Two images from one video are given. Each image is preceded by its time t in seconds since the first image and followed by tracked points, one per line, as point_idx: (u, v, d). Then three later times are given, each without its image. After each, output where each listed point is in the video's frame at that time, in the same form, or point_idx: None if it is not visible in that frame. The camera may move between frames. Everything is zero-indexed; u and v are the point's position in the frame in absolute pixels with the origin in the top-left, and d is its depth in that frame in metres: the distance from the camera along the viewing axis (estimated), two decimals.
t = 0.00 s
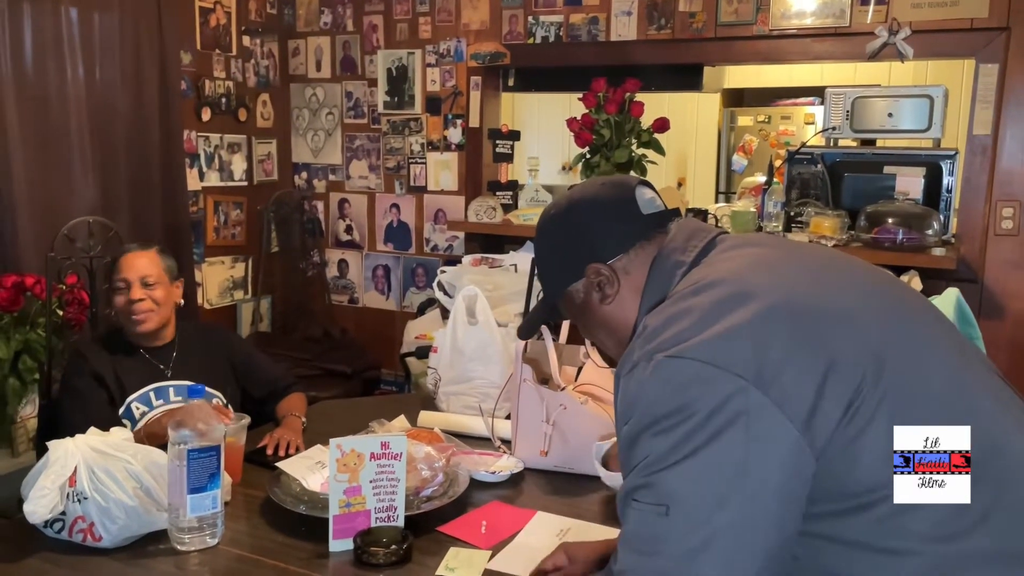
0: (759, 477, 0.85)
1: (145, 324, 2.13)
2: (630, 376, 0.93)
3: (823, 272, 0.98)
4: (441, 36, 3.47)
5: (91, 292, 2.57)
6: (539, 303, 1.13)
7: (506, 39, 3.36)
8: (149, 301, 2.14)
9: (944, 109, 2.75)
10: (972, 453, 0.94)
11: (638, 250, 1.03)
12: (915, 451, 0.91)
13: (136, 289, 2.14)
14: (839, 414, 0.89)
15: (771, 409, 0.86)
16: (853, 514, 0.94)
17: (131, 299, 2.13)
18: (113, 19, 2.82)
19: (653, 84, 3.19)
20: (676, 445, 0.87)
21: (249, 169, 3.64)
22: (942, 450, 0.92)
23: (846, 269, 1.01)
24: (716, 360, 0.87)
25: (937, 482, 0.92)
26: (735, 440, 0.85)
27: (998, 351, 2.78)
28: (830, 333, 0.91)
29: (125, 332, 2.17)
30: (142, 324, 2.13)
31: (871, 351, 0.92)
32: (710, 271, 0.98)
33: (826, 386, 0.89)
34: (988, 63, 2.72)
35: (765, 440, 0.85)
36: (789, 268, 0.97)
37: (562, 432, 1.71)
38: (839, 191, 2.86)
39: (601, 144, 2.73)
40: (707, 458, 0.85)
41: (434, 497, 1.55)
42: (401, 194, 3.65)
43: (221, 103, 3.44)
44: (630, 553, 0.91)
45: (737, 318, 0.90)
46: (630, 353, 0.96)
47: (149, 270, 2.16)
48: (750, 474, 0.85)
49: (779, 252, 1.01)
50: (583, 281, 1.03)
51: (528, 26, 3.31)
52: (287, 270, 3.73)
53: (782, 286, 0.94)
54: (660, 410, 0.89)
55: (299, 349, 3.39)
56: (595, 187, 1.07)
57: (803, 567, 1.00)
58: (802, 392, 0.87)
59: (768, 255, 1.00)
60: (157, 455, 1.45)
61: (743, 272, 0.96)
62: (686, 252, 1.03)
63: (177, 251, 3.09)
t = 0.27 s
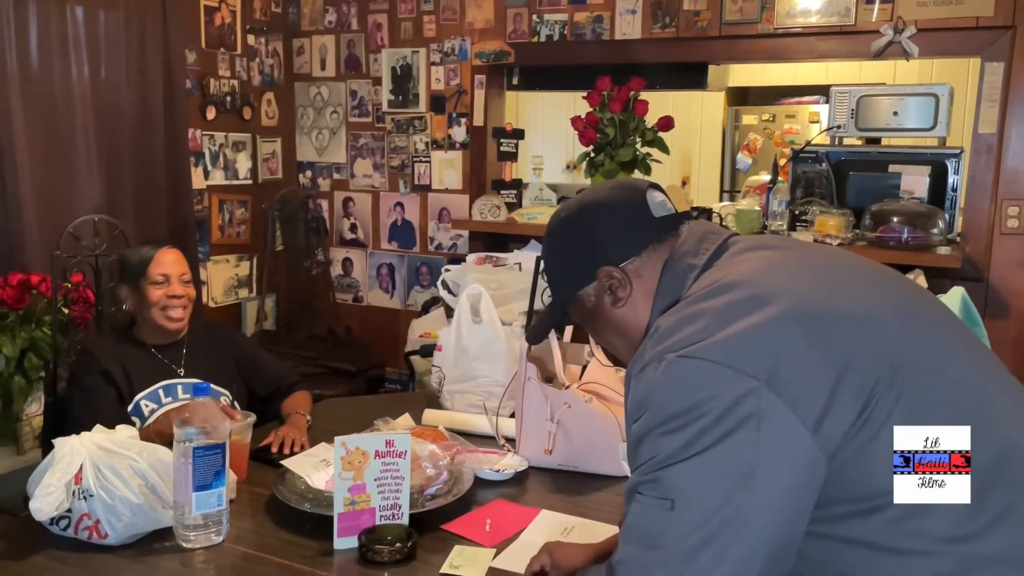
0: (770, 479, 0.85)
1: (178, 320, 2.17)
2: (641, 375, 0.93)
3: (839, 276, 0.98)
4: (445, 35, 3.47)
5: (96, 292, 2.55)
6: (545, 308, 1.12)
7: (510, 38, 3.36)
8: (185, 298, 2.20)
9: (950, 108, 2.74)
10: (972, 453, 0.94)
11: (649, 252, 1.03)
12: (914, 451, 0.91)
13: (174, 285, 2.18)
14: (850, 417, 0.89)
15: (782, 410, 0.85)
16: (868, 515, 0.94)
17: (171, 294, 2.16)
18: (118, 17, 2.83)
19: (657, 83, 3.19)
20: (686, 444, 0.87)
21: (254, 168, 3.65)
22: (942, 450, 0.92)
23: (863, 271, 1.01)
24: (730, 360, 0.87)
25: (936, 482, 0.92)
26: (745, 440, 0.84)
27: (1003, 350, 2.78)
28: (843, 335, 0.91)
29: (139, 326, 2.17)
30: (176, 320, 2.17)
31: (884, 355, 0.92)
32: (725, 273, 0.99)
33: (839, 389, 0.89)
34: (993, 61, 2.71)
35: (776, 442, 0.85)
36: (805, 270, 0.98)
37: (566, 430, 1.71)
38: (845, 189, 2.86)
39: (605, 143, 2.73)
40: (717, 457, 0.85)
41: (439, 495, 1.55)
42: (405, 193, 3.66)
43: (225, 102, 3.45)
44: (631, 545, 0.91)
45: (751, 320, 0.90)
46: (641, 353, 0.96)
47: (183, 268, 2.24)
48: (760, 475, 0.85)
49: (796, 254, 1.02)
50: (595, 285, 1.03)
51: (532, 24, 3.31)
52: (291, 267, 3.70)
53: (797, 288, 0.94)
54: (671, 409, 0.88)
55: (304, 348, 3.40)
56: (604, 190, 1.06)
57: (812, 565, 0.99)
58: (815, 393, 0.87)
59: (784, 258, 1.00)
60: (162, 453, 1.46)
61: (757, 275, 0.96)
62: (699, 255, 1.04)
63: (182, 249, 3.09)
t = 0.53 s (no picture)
0: (779, 479, 0.84)
1: (187, 318, 2.17)
2: (654, 372, 0.93)
3: (858, 279, 0.98)
4: (450, 33, 3.47)
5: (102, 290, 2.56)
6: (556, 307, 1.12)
7: (515, 36, 3.36)
8: (195, 295, 2.20)
9: (956, 106, 2.73)
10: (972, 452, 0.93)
11: (663, 253, 1.02)
12: (914, 451, 0.91)
13: (185, 282, 2.19)
14: (864, 420, 0.89)
15: (795, 411, 0.85)
16: (879, 517, 0.95)
17: (181, 291, 2.16)
18: (124, 15, 2.84)
19: (663, 81, 3.19)
20: (696, 441, 0.87)
21: (259, 166, 3.65)
22: (941, 450, 0.91)
23: (882, 274, 1.01)
24: (744, 361, 0.87)
25: (936, 482, 0.92)
26: (755, 440, 0.84)
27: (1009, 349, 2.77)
28: (859, 338, 0.91)
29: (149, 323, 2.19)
30: (185, 317, 2.17)
31: (899, 358, 0.91)
32: (742, 275, 0.99)
33: (853, 391, 0.89)
34: (1000, 60, 2.70)
35: (787, 443, 0.84)
36: (823, 273, 0.98)
37: (571, 428, 1.71)
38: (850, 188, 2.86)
39: (610, 141, 2.72)
40: (726, 456, 0.85)
41: (444, 493, 1.56)
42: (410, 191, 3.66)
43: (231, 100, 3.45)
44: (633, 537, 0.91)
45: (768, 321, 0.90)
46: (654, 351, 0.96)
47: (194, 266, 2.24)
48: (769, 475, 0.84)
49: (814, 257, 1.02)
50: (607, 285, 1.03)
51: (537, 23, 3.30)
52: (297, 267, 3.69)
53: (815, 290, 0.94)
54: (683, 407, 0.88)
55: (309, 346, 3.41)
56: (615, 189, 1.06)
57: (824, 565, 0.99)
58: (828, 395, 0.87)
59: (802, 261, 1.00)
60: (168, 450, 1.47)
61: (776, 278, 0.96)
62: (713, 255, 1.04)
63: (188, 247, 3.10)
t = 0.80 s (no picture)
0: (798, 486, 0.84)
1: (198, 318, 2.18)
2: (669, 380, 0.93)
3: (869, 283, 0.98)
4: (455, 33, 3.47)
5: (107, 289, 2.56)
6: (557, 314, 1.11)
7: (520, 36, 3.36)
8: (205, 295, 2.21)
9: (961, 105, 2.73)
10: (972, 453, 0.93)
11: (669, 257, 1.02)
12: (915, 451, 0.90)
13: (196, 282, 2.20)
14: (882, 425, 0.89)
15: (812, 417, 0.85)
16: (893, 520, 0.94)
17: (192, 291, 2.17)
18: (130, 15, 2.84)
19: (667, 81, 3.18)
20: (714, 450, 0.87)
21: (264, 166, 3.66)
22: (942, 450, 0.91)
23: (892, 277, 1.01)
24: (759, 367, 0.87)
25: (937, 482, 0.92)
26: (774, 447, 0.84)
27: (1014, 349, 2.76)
28: (874, 343, 0.90)
29: (156, 322, 2.19)
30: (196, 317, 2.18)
31: (914, 361, 0.91)
32: (752, 280, 0.99)
33: (870, 397, 0.88)
34: (1005, 59, 2.70)
35: (806, 449, 0.84)
36: (834, 277, 0.97)
37: (575, 428, 1.71)
38: (855, 188, 2.84)
39: (615, 141, 2.72)
40: (745, 463, 0.85)
41: (448, 494, 1.56)
42: (414, 191, 3.66)
43: (236, 100, 3.45)
44: (654, 545, 0.92)
45: (783, 327, 0.90)
46: (668, 359, 0.96)
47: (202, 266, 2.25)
48: (788, 481, 0.84)
49: (823, 261, 1.02)
50: (612, 291, 1.02)
51: (541, 22, 3.30)
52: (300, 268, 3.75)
53: (828, 295, 0.94)
54: (700, 414, 0.88)
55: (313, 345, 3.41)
56: (618, 194, 1.05)
57: (840, 568, 0.99)
58: (845, 401, 0.87)
59: (812, 265, 1.00)
60: (173, 450, 1.47)
61: (788, 283, 0.96)
62: (721, 260, 1.04)
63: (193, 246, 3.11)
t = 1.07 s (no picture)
0: (802, 487, 0.84)
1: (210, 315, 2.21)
2: (669, 382, 0.92)
3: (867, 280, 0.97)
4: (457, 31, 3.47)
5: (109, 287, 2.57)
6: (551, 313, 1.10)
7: (522, 34, 3.35)
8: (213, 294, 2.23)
9: (965, 104, 2.72)
10: (972, 453, 0.92)
11: (667, 254, 1.02)
12: (915, 451, 0.90)
13: (207, 279, 2.21)
14: (883, 424, 0.89)
15: (814, 416, 0.84)
16: (897, 517, 0.94)
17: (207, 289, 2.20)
18: (131, 14, 2.84)
19: (670, 80, 3.18)
20: (717, 453, 0.86)
21: (266, 164, 3.66)
22: (942, 450, 0.91)
23: (890, 275, 1.00)
24: (760, 367, 0.86)
25: (937, 482, 0.92)
26: (777, 447, 0.83)
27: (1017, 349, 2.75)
28: (874, 341, 0.90)
29: (162, 320, 2.19)
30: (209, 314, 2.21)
31: (915, 359, 0.91)
32: (750, 278, 0.99)
33: (871, 395, 0.88)
34: (1009, 57, 2.68)
35: (809, 450, 0.84)
36: (832, 275, 0.97)
37: (576, 427, 1.71)
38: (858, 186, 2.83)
39: (617, 140, 2.72)
40: (750, 465, 0.84)
41: (449, 492, 1.56)
42: (417, 189, 3.66)
43: (238, 99, 3.46)
44: (660, 552, 0.91)
45: (783, 326, 0.89)
46: (668, 360, 0.95)
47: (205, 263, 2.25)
48: (793, 481, 0.83)
49: (821, 258, 1.01)
50: (609, 289, 1.02)
51: (544, 20, 3.30)
52: (303, 265, 3.70)
53: (827, 294, 0.93)
54: (702, 417, 0.88)
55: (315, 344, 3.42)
56: (616, 191, 1.05)
57: (843, 566, 0.99)
58: (846, 400, 0.86)
59: (809, 263, 1.00)
60: (173, 449, 1.47)
61: (786, 282, 0.96)
62: (719, 258, 1.04)
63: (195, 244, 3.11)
